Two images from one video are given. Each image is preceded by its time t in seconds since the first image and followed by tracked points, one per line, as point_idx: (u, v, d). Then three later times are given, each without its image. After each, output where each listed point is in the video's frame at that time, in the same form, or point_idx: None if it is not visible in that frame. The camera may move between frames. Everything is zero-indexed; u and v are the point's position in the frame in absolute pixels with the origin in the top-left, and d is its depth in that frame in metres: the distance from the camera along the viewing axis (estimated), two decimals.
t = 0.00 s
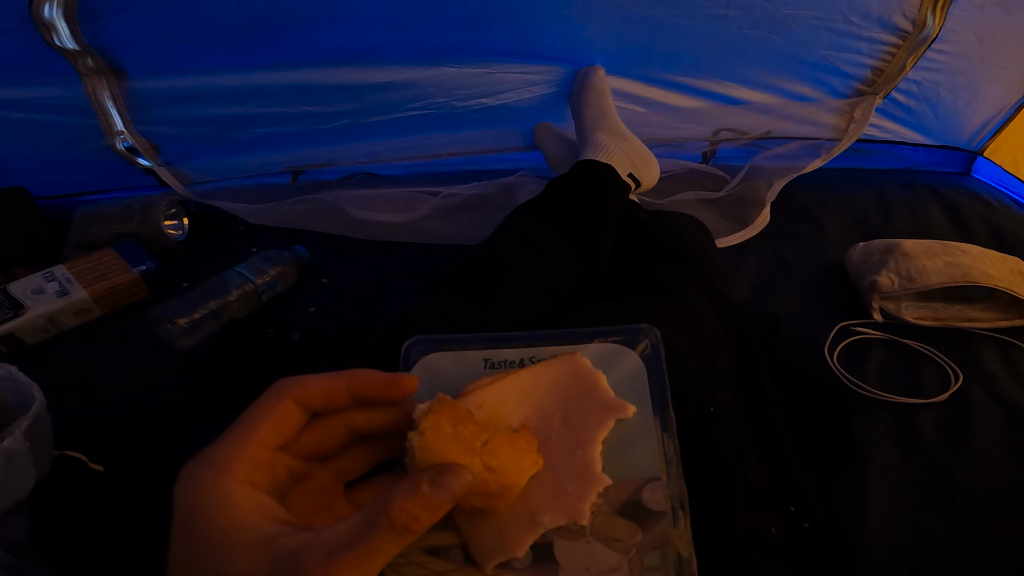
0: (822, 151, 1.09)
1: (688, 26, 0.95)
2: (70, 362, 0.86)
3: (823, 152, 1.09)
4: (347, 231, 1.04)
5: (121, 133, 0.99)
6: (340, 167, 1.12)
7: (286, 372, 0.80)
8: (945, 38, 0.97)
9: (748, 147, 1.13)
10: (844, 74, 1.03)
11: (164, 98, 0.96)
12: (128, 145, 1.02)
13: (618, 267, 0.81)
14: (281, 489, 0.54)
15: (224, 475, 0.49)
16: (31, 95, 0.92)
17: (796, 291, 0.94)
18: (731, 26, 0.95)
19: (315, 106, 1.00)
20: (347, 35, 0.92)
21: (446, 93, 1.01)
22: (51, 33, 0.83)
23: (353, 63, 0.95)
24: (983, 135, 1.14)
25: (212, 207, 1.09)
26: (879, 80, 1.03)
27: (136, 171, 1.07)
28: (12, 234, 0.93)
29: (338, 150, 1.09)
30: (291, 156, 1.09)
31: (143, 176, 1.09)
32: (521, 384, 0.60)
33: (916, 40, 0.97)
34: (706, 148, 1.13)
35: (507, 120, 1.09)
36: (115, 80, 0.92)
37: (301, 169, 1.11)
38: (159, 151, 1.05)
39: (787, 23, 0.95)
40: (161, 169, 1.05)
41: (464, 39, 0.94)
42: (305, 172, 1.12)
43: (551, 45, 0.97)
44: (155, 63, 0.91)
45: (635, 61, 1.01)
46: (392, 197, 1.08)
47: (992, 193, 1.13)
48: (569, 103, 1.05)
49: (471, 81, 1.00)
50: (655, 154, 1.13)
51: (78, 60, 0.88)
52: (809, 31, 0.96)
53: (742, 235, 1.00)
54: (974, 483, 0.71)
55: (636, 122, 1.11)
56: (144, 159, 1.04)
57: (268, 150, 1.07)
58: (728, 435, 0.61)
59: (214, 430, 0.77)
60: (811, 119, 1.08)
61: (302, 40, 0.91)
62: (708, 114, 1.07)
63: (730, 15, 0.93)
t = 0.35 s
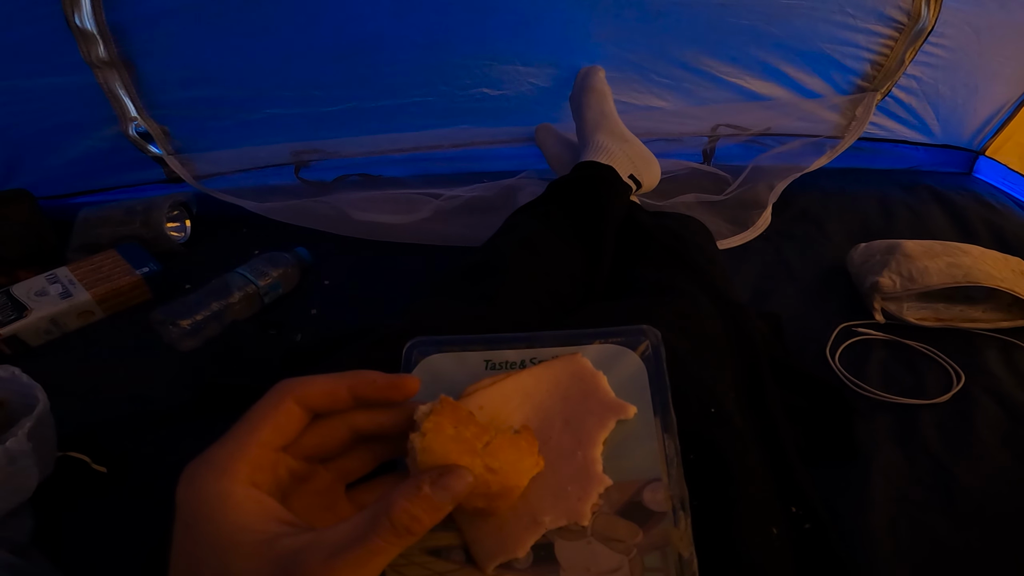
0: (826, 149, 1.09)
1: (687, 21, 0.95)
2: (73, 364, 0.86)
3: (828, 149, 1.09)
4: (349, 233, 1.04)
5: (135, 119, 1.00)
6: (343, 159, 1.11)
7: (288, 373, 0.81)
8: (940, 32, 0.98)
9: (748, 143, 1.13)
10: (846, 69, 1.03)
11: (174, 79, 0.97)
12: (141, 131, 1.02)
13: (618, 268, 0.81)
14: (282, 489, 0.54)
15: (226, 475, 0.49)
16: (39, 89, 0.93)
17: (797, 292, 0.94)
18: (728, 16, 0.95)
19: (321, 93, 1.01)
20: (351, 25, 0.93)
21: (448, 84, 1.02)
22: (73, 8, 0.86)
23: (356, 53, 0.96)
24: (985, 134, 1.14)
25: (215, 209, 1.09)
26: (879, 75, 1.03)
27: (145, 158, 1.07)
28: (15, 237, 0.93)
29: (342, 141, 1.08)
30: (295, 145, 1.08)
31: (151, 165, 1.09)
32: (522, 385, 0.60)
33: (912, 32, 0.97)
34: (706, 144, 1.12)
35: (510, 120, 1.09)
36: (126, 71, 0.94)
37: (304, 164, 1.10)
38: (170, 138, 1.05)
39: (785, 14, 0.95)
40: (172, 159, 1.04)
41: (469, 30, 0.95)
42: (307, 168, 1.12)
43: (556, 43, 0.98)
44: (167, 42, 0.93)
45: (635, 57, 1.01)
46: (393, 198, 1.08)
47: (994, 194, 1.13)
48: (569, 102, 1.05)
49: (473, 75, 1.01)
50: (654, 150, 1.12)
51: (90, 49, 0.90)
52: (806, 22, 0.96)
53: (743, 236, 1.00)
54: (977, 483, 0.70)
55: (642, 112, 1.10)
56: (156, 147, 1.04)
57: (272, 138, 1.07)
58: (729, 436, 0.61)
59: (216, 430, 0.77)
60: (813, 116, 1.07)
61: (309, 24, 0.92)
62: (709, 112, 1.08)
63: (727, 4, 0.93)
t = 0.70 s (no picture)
0: (827, 151, 1.10)
1: (690, 23, 0.95)
2: (74, 365, 0.86)
3: (829, 151, 1.09)
4: (351, 234, 1.04)
5: (129, 130, 1.00)
6: (343, 166, 1.12)
7: (289, 374, 0.81)
8: (944, 33, 0.97)
9: (750, 147, 1.13)
10: (848, 70, 1.03)
11: (172, 92, 0.97)
12: (136, 142, 1.02)
13: (620, 269, 0.81)
14: (285, 490, 0.54)
15: (228, 475, 0.49)
16: (40, 93, 0.93)
17: (801, 292, 0.93)
18: (731, 21, 0.95)
19: (319, 104, 1.01)
20: (350, 33, 0.92)
21: (448, 92, 1.02)
22: (66, 18, 0.85)
23: (355, 62, 0.96)
24: (988, 134, 1.13)
25: (217, 209, 1.09)
26: (882, 76, 1.03)
27: (141, 168, 1.07)
28: (16, 238, 0.93)
29: (340, 147, 1.08)
30: (293, 154, 1.08)
31: (148, 175, 1.09)
32: (525, 385, 0.60)
33: (915, 34, 0.97)
34: (708, 148, 1.12)
35: (511, 121, 1.09)
36: (122, 78, 0.94)
37: (304, 169, 1.10)
38: (167, 149, 1.05)
39: (787, 17, 0.95)
40: (168, 168, 1.05)
41: (468, 35, 0.94)
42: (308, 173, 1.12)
43: (556, 45, 0.98)
44: (164, 56, 0.92)
45: (637, 60, 1.01)
46: (394, 199, 1.08)
47: (997, 193, 1.12)
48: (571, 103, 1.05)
49: (474, 80, 1.01)
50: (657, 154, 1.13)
51: (86, 56, 0.89)
52: (809, 24, 0.96)
53: (746, 235, 1.00)
54: (982, 483, 0.70)
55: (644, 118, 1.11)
56: (152, 158, 1.05)
57: (272, 148, 1.07)
58: (732, 436, 0.61)
59: (218, 431, 0.77)
60: (815, 118, 1.07)
61: (307, 37, 0.92)
62: (711, 114, 1.07)
63: (730, 9, 0.93)
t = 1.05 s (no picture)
0: (828, 152, 1.09)
1: (689, 24, 0.95)
2: (78, 366, 0.86)
3: (830, 152, 1.09)
4: (352, 235, 1.04)
5: (129, 135, 1.01)
6: (345, 170, 1.12)
7: (291, 375, 0.81)
8: (942, 31, 0.97)
9: (752, 149, 1.13)
10: (847, 71, 1.02)
11: (174, 99, 0.97)
12: (136, 147, 1.03)
13: (622, 269, 0.81)
14: (287, 489, 0.54)
15: (230, 475, 0.49)
16: (42, 97, 0.93)
17: (804, 292, 0.93)
18: (729, 24, 0.95)
19: (318, 110, 1.01)
20: (351, 39, 0.93)
21: (448, 97, 1.02)
22: (66, 29, 0.85)
23: (355, 67, 0.96)
24: (991, 134, 1.13)
25: (219, 211, 1.09)
26: (881, 75, 1.02)
27: (142, 173, 1.07)
28: (21, 239, 0.94)
29: (342, 153, 1.09)
30: (297, 159, 1.09)
31: (152, 179, 1.09)
32: (527, 385, 0.60)
33: (913, 32, 0.96)
34: (711, 151, 1.12)
35: (514, 123, 1.09)
36: (125, 82, 0.94)
37: (306, 173, 1.11)
38: (167, 155, 1.06)
39: (785, 17, 0.94)
40: (168, 174, 1.06)
41: (468, 40, 0.95)
42: (310, 176, 1.12)
43: (557, 49, 0.98)
44: (165, 64, 0.93)
45: (638, 62, 1.01)
46: (396, 200, 1.08)
47: (1001, 192, 1.12)
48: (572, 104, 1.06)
49: (474, 86, 1.01)
50: (660, 156, 1.13)
51: (89, 60, 0.89)
52: (807, 25, 0.95)
53: (748, 235, 1.00)
54: (986, 483, 0.70)
55: (645, 124, 1.11)
56: (153, 163, 1.05)
57: (273, 154, 1.08)
58: (734, 436, 0.61)
59: (220, 431, 0.77)
60: (816, 119, 1.07)
61: (308, 43, 0.92)
62: (712, 114, 1.07)
63: (729, 12, 0.93)
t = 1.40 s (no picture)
0: (832, 148, 1.09)
1: (690, 21, 0.94)
2: (81, 366, 0.87)
3: (834, 148, 1.09)
4: (354, 235, 1.04)
5: (132, 134, 1.01)
6: (347, 167, 1.12)
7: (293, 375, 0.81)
8: (944, 28, 0.96)
9: (754, 144, 1.12)
10: (850, 67, 1.02)
11: (175, 96, 0.97)
12: (139, 146, 1.03)
13: (625, 267, 0.80)
14: (289, 488, 0.54)
15: (233, 474, 0.49)
16: (44, 95, 0.93)
17: (807, 290, 0.93)
18: (733, 17, 0.94)
19: (321, 106, 1.01)
20: (353, 37, 0.93)
21: (450, 93, 1.02)
22: (67, 23, 0.84)
23: (358, 65, 0.96)
24: (994, 131, 1.13)
25: (222, 210, 1.10)
26: (885, 73, 1.02)
27: (147, 171, 1.08)
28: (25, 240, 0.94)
29: (343, 149, 1.09)
30: (297, 156, 1.09)
31: (155, 178, 1.09)
32: (529, 384, 0.60)
33: (917, 28, 0.96)
34: (712, 146, 1.12)
35: (516, 118, 1.09)
36: (126, 83, 0.94)
37: (307, 170, 1.11)
38: (170, 152, 1.06)
39: (787, 12, 0.94)
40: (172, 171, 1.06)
41: (469, 36, 0.94)
42: (311, 174, 1.13)
43: (558, 46, 0.98)
44: (165, 61, 0.92)
45: (639, 58, 1.01)
46: (398, 200, 1.08)
47: (1005, 190, 1.12)
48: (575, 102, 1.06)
49: (476, 81, 1.01)
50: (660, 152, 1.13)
51: (89, 59, 0.89)
52: (810, 20, 0.95)
53: (751, 234, 0.99)
54: (992, 481, 0.69)
55: (644, 118, 1.10)
56: (155, 160, 1.05)
57: (275, 151, 1.08)
58: (738, 434, 0.61)
59: (223, 431, 0.77)
60: (819, 115, 1.07)
61: (307, 40, 0.92)
62: (714, 112, 1.07)
63: (730, 6, 0.93)
